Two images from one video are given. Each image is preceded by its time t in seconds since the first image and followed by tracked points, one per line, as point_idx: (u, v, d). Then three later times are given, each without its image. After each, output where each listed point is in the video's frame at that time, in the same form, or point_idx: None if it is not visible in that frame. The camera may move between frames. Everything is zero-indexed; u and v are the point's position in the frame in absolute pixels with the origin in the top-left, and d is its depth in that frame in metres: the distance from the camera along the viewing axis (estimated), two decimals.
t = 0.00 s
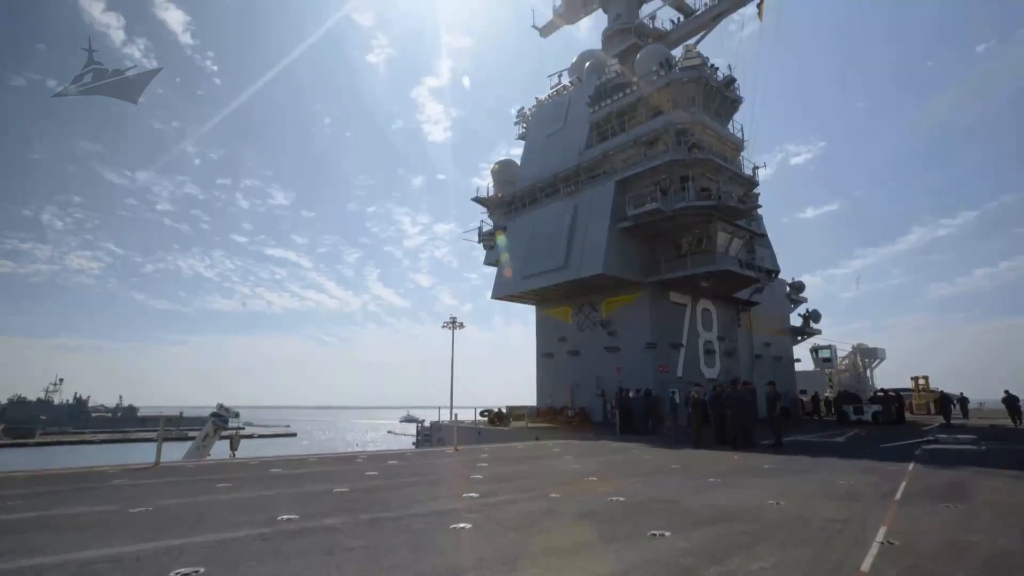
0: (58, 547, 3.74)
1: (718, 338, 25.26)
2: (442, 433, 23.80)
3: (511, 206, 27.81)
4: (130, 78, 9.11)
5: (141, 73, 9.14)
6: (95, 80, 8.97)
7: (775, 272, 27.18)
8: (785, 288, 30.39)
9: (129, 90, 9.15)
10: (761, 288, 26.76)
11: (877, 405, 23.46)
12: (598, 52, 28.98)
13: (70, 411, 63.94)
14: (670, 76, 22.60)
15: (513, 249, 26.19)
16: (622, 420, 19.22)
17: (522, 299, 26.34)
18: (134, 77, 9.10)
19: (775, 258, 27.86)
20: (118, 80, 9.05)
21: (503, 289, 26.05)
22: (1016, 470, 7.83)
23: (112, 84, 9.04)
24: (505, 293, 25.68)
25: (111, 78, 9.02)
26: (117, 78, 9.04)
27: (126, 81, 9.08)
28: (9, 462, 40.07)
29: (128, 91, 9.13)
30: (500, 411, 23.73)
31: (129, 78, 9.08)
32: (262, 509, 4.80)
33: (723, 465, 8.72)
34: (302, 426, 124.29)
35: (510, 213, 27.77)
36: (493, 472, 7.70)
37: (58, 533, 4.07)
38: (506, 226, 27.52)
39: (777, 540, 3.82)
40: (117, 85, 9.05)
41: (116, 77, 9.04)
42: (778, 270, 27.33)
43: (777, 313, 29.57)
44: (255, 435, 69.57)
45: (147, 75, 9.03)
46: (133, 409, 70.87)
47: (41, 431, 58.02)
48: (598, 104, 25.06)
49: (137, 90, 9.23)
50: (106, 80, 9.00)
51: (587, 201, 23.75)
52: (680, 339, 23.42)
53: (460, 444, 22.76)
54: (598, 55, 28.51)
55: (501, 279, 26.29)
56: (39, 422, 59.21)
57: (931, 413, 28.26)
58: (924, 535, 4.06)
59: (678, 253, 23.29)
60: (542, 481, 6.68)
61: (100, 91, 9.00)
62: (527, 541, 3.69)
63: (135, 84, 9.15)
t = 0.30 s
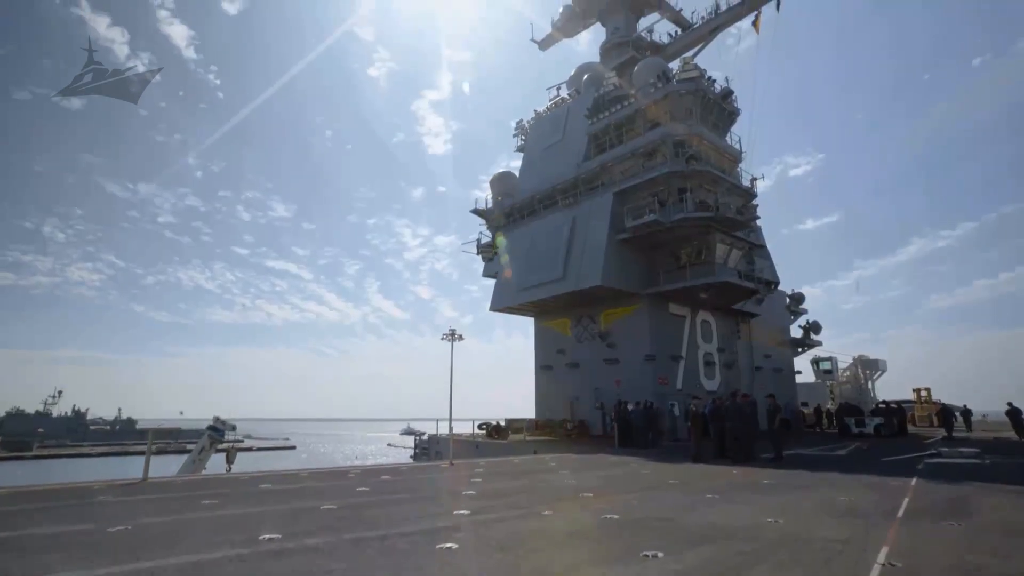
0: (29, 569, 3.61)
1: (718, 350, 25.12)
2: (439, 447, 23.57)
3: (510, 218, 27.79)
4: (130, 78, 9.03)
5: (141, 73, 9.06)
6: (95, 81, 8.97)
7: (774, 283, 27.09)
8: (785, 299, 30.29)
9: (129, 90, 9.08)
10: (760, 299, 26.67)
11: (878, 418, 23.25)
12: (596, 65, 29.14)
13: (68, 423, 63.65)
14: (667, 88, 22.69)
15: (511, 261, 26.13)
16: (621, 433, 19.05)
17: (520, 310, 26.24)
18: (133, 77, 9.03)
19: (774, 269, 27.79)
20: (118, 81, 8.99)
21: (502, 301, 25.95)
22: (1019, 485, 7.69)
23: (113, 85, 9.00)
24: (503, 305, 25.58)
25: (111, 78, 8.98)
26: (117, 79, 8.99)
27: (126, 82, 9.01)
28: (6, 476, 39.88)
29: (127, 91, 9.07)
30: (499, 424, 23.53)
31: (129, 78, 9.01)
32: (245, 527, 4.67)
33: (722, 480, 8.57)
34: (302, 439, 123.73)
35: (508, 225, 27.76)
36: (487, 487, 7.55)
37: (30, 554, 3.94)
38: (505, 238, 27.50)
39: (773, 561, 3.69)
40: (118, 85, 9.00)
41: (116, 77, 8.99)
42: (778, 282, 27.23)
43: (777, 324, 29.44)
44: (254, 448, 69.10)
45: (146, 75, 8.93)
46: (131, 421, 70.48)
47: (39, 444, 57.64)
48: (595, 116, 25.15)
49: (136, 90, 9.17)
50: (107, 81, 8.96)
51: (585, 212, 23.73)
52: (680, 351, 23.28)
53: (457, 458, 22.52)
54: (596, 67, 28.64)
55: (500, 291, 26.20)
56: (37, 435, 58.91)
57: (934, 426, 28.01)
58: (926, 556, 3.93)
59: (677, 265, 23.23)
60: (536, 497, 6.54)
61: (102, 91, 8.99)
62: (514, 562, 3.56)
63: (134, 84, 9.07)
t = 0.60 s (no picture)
0: None
1: (718, 360, 25.00)
2: (437, 458, 23.38)
3: (508, 227, 27.79)
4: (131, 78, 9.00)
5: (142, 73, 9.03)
6: (95, 80, 8.92)
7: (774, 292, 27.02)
8: (785, 309, 30.18)
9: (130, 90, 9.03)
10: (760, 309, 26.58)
11: (880, 428, 23.07)
12: (595, 75, 29.24)
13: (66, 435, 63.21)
14: (665, 98, 22.73)
15: (510, 271, 26.07)
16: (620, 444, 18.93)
17: (519, 320, 26.15)
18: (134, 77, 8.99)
19: (774, 278, 27.73)
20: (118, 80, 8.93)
21: (500, 311, 25.84)
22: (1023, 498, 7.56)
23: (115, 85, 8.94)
24: (502, 314, 25.49)
25: (111, 78, 8.93)
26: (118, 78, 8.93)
27: (127, 81, 8.98)
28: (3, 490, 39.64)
29: (127, 90, 9.01)
30: (497, 435, 23.32)
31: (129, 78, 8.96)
32: (229, 543, 4.56)
33: (721, 493, 8.44)
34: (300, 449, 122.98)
35: (506, 235, 27.75)
36: (481, 501, 7.43)
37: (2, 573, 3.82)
38: (503, 248, 27.49)
39: None
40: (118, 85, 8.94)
41: (117, 76, 8.94)
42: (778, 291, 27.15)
43: (778, 334, 29.31)
44: (253, 458, 68.66)
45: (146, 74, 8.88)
46: (130, 432, 70.18)
47: (37, 455, 57.36)
48: (594, 126, 25.21)
49: (136, 89, 9.11)
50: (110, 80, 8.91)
51: (584, 222, 23.70)
52: (679, 361, 23.16)
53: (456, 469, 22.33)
54: (594, 78, 28.75)
55: (498, 300, 26.11)
56: (34, 445, 58.57)
57: (936, 437, 27.80)
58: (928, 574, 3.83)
59: (676, 274, 23.17)
60: (530, 510, 6.43)
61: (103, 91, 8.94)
62: None
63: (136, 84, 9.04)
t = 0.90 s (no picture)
0: None
1: (718, 374, 24.81)
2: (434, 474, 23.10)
3: (506, 241, 27.76)
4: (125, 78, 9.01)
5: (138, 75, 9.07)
6: (96, 80, 8.87)
7: (774, 306, 26.91)
8: (785, 322, 30.03)
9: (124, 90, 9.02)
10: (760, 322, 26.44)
11: (882, 443, 22.81)
12: (592, 90, 29.42)
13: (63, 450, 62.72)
14: (662, 112, 22.80)
15: (508, 285, 25.98)
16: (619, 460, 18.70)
17: (517, 335, 26.00)
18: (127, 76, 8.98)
19: (773, 292, 27.61)
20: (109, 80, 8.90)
21: (498, 325, 25.69)
22: None
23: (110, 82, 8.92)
24: (500, 328, 25.33)
25: (112, 77, 8.93)
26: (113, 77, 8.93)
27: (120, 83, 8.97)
28: None
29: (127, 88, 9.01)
30: (495, 451, 23.04)
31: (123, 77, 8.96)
32: (207, 565, 4.41)
33: (720, 511, 8.26)
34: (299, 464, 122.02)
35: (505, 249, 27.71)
36: (474, 519, 7.26)
37: None
38: (501, 262, 27.44)
39: None
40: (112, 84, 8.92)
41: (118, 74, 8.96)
42: (777, 304, 27.02)
43: (778, 348, 29.12)
44: (251, 474, 68.11)
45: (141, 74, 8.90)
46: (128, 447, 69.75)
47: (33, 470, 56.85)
48: (591, 140, 25.28)
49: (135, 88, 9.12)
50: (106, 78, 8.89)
51: (582, 235, 23.65)
52: (679, 375, 22.96)
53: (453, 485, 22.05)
54: (592, 93, 28.91)
55: (496, 314, 25.98)
56: (31, 461, 58.09)
57: (939, 451, 27.49)
58: None
59: (675, 288, 23.06)
60: (523, 529, 6.28)
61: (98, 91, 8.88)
62: None
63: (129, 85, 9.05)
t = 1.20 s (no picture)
0: None
1: (718, 386, 24.64)
2: (432, 487, 22.87)
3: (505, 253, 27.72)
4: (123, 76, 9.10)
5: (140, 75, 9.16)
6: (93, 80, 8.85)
7: (774, 317, 26.81)
8: (785, 334, 29.90)
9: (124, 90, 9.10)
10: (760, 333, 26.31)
11: (885, 455, 22.55)
12: (591, 102, 29.55)
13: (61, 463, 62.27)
14: (660, 124, 22.84)
15: (507, 296, 25.90)
16: (618, 473, 18.51)
17: (516, 346, 25.87)
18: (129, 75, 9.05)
19: (773, 303, 27.51)
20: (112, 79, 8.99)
21: (496, 336, 25.56)
22: None
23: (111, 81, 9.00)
24: (499, 340, 25.20)
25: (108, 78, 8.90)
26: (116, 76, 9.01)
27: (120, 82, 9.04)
28: None
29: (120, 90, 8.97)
30: (493, 464, 22.80)
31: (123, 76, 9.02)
32: None
33: (718, 526, 8.15)
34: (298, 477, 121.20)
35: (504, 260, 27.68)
36: (468, 534, 7.15)
37: None
38: (500, 273, 27.42)
39: None
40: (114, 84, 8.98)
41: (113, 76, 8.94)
42: (777, 316, 26.93)
43: (779, 360, 28.94)
44: (250, 487, 67.59)
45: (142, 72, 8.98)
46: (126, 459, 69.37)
47: (30, 483, 56.46)
48: (590, 152, 25.34)
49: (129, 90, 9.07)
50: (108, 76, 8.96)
51: (581, 247, 23.62)
52: (679, 387, 22.81)
53: (452, 499, 21.82)
54: (590, 105, 29.04)
55: (495, 326, 25.85)
56: (28, 475, 57.68)
57: (943, 464, 27.19)
58: None
59: (674, 299, 22.97)
60: (517, 546, 6.16)
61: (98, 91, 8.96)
62: None
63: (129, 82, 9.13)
